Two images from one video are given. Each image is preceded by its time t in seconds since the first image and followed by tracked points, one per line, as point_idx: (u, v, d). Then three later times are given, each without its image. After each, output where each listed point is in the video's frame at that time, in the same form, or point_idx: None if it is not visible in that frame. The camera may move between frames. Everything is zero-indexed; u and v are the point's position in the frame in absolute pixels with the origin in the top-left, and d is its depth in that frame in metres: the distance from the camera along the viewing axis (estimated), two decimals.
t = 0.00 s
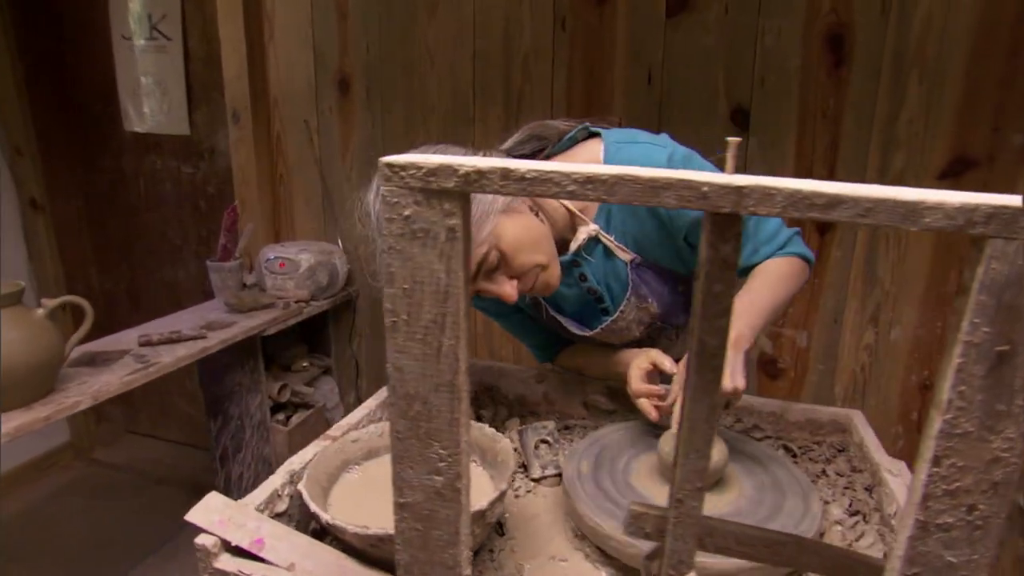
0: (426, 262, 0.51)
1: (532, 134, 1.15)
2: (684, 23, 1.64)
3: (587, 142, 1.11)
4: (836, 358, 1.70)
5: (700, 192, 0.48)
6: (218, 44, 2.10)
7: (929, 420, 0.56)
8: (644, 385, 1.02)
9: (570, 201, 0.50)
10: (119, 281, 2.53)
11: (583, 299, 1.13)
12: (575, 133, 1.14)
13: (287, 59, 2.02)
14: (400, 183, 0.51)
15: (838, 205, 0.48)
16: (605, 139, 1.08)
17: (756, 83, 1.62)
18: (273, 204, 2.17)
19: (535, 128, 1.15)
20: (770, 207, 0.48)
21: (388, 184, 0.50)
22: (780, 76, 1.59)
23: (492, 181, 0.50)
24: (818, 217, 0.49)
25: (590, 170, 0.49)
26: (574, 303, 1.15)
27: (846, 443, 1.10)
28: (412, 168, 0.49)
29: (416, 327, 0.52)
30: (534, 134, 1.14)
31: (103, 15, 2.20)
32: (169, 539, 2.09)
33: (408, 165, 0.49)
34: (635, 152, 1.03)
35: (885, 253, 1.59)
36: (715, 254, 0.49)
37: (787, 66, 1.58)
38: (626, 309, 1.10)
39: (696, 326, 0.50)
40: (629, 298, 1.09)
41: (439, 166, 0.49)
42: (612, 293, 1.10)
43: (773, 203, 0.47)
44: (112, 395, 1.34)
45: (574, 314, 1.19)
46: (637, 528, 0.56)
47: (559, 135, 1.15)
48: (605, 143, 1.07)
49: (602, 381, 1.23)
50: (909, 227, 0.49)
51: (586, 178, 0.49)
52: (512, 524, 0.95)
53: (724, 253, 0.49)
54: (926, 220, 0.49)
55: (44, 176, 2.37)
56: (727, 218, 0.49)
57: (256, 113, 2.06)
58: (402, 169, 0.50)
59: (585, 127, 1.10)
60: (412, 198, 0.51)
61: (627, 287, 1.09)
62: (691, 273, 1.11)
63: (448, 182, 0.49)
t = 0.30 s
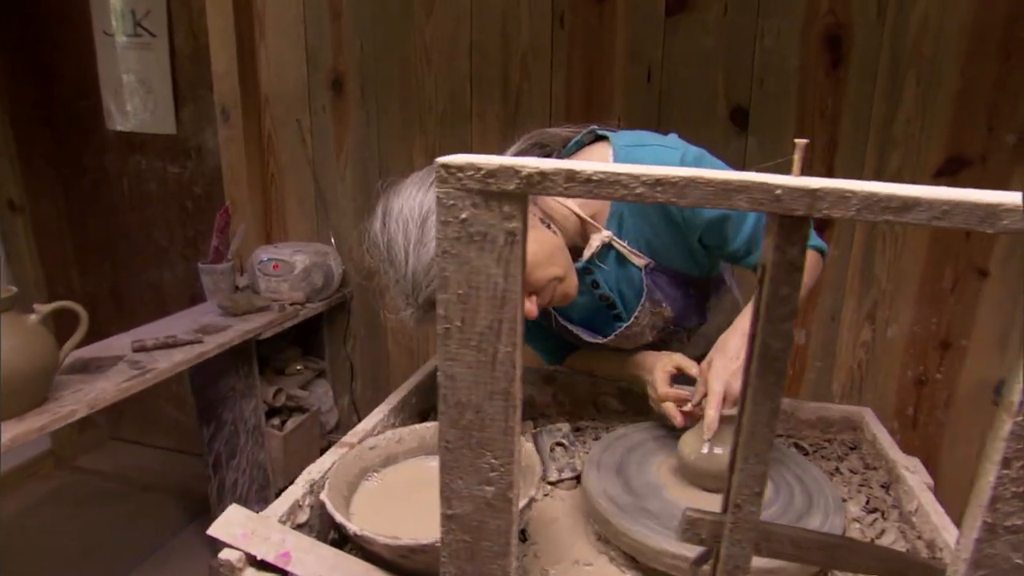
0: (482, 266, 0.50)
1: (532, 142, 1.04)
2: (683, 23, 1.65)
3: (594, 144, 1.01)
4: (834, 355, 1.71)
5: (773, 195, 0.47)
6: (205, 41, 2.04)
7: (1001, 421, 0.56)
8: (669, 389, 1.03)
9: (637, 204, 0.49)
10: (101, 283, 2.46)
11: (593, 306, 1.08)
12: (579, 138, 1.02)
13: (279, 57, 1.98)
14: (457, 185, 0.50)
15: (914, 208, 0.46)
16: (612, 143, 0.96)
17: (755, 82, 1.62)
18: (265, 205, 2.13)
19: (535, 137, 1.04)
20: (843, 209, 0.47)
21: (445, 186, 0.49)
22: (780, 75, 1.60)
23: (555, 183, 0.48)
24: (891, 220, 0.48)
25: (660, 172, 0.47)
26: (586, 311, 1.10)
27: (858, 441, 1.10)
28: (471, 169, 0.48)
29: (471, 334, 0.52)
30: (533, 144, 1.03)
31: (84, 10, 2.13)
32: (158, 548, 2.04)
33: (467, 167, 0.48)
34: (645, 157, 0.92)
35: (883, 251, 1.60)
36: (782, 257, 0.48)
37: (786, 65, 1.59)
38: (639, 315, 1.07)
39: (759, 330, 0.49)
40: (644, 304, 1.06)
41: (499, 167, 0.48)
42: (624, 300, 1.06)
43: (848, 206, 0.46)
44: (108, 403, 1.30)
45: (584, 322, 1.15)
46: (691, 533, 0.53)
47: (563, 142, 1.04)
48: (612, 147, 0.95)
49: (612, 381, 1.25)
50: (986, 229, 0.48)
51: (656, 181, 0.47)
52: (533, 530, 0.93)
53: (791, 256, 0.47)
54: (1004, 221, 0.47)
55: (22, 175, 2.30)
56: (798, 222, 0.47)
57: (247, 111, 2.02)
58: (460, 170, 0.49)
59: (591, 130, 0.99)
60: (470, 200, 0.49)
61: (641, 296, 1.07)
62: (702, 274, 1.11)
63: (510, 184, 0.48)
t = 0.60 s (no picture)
0: (520, 269, 0.50)
1: (529, 148, 1.00)
2: (673, 21, 1.65)
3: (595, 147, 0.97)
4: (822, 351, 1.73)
5: (820, 195, 0.47)
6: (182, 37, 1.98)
7: None
8: (681, 390, 1.02)
9: (683, 204, 0.48)
10: (75, 287, 2.38)
11: (596, 309, 1.07)
12: (578, 141, 0.98)
13: (261, 55, 1.94)
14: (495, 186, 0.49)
15: (962, 208, 0.46)
16: (616, 146, 0.93)
17: (744, 81, 1.63)
18: (247, 205, 2.08)
19: (533, 142, 1.01)
20: (890, 209, 0.47)
21: (484, 187, 0.48)
22: (768, 74, 1.61)
23: (599, 184, 0.48)
24: (938, 220, 0.48)
25: (706, 172, 0.47)
26: (590, 312, 1.10)
27: (855, 436, 1.12)
28: (511, 170, 0.47)
29: (508, 340, 0.51)
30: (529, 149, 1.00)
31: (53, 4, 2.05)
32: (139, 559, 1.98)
33: (507, 167, 0.47)
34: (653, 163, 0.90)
35: (869, 248, 1.63)
36: (824, 257, 0.48)
37: (774, 64, 1.61)
38: (644, 319, 1.06)
39: (800, 330, 0.48)
40: (649, 307, 1.04)
41: (540, 168, 0.47)
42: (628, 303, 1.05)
43: (896, 207, 0.46)
44: (94, 412, 1.25)
45: (587, 325, 1.14)
46: (727, 536, 0.53)
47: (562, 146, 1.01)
48: (616, 151, 0.92)
49: (607, 382, 1.26)
50: None
51: (703, 181, 0.47)
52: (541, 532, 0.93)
53: (834, 256, 0.47)
54: None
55: None
56: (843, 222, 0.47)
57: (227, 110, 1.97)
58: (500, 171, 0.47)
59: (595, 132, 0.96)
60: (509, 201, 0.48)
61: (646, 299, 1.05)
62: (702, 275, 1.12)
63: (552, 185, 0.47)
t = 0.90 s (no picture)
0: (553, 267, 0.47)
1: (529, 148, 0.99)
2: (657, 18, 1.65)
3: (596, 146, 0.97)
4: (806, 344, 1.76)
5: (857, 189, 0.46)
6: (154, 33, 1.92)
7: None
8: (684, 386, 1.02)
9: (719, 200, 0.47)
10: (42, 292, 2.29)
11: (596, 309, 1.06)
12: (577, 140, 0.98)
13: (237, 51, 1.89)
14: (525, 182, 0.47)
15: (996, 201, 0.46)
16: (618, 145, 0.92)
17: (728, 77, 1.65)
18: (225, 205, 2.03)
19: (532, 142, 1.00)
20: (926, 203, 0.47)
21: (515, 183, 0.46)
22: (752, 70, 1.63)
23: (635, 178, 0.46)
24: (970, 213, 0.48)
25: (745, 167, 0.46)
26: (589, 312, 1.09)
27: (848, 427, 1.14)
28: (544, 165, 0.45)
29: (540, 341, 0.49)
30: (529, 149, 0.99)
31: None
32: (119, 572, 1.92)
33: (540, 162, 0.45)
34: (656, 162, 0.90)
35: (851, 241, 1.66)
36: (856, 252, 0.48)
37: (758, 60, 1.62)
38: (645, 317, 1.06)
39: (832, 324, 0.49)
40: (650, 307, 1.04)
41: (574, 163, 0.45)
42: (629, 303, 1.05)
43: (933, 201, 0.46)
44: (74, 423, 1.21)
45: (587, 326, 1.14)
46: (757, 532, 0.52)
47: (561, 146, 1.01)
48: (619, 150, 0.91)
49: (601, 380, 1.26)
50: None
51: (742, 176, 0.46)
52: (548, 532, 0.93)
53: (867, 251, 0.47)
54: None
55: None
56: (877, 216, 0.47)
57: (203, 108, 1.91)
58: (533, 167, 0.45)
59: (595, 130, 0.96)
60: (541, 198, 0.46)
61: (648, 301, 1.05)
62: (700, 273, 1.13)
63: (588, 181, 0.45)
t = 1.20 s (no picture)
0: (564, 274, 0.47)
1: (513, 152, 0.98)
2: (630, 21, 1.66)
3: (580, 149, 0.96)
4: (781, 341, 1.79)
5: (867, 193, 0.47)
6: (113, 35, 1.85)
7: None
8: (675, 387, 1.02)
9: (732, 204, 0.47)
10: None
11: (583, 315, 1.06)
12: (561, 146, 0.96)
13: (203, 54, 1.84)
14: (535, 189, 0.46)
15: (1001, 202, 0.47)
16: (603, 150, 0.92)
17: (700, 79, 1.67)
18: (193, 213, 1.98)
19: (515, 148, 0.98)
20: (934, 205, 0.47)
21: (526, 189, 0.45)
22: (723, 73, 1.65)
23: (647, 183, 0.46)
24: (975, 214, 0.48)
25: (757, 171, 0.46)
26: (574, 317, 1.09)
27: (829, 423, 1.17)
28: (556, 171, 0.45)
29: (551, 349, 0.48)
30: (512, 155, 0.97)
31: None
32: None
33: (551, 168, 0.45)
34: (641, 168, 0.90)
35: (822, 240, 1.69)
36: (862, 253, 0.48)
37: (729, 63, 1.65)
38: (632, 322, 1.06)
39: (839, 326, 0.49)
40: (637, 312, 1.03)
41: (586, 169, 0.45)
42: (615, 308, 1.05)
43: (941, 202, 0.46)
44: (39, 443, 1.15)
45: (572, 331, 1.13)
46: (766, 535, 0.52)
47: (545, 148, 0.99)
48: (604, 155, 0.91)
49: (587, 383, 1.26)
50: None
51: (754, 180, 0.46)
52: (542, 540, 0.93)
53: (874, 253, 0.47)
54: None
55: None
56: (882, 218, 0.47)
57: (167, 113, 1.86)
58: (543, 174, 0.45)
59: (580, 134, 0.95)
60: (552, 204, 0.46)
61: (633, 306, 1.04)
62: (683, 276, 1.13)
63: (599, 187, 0.45)
